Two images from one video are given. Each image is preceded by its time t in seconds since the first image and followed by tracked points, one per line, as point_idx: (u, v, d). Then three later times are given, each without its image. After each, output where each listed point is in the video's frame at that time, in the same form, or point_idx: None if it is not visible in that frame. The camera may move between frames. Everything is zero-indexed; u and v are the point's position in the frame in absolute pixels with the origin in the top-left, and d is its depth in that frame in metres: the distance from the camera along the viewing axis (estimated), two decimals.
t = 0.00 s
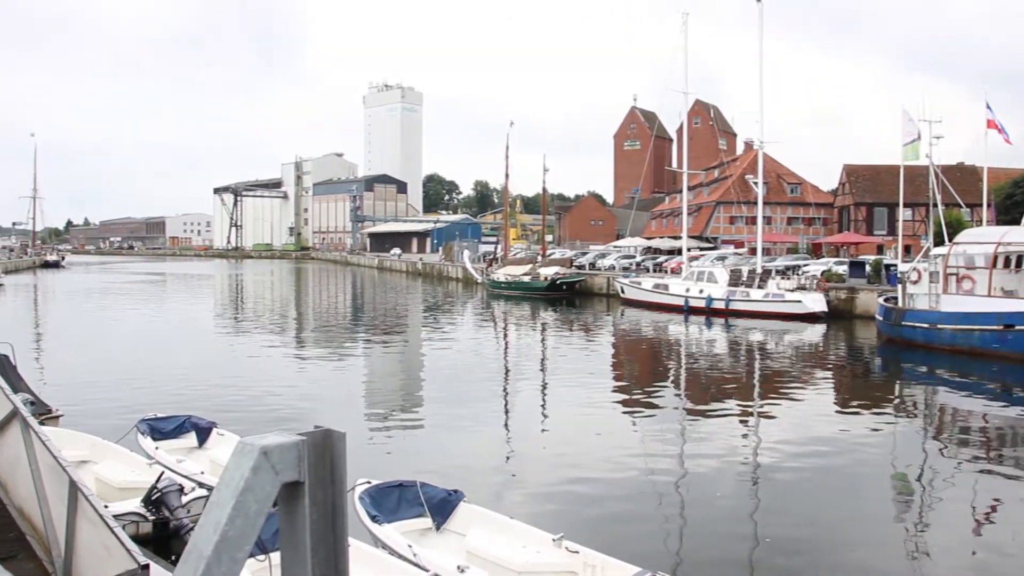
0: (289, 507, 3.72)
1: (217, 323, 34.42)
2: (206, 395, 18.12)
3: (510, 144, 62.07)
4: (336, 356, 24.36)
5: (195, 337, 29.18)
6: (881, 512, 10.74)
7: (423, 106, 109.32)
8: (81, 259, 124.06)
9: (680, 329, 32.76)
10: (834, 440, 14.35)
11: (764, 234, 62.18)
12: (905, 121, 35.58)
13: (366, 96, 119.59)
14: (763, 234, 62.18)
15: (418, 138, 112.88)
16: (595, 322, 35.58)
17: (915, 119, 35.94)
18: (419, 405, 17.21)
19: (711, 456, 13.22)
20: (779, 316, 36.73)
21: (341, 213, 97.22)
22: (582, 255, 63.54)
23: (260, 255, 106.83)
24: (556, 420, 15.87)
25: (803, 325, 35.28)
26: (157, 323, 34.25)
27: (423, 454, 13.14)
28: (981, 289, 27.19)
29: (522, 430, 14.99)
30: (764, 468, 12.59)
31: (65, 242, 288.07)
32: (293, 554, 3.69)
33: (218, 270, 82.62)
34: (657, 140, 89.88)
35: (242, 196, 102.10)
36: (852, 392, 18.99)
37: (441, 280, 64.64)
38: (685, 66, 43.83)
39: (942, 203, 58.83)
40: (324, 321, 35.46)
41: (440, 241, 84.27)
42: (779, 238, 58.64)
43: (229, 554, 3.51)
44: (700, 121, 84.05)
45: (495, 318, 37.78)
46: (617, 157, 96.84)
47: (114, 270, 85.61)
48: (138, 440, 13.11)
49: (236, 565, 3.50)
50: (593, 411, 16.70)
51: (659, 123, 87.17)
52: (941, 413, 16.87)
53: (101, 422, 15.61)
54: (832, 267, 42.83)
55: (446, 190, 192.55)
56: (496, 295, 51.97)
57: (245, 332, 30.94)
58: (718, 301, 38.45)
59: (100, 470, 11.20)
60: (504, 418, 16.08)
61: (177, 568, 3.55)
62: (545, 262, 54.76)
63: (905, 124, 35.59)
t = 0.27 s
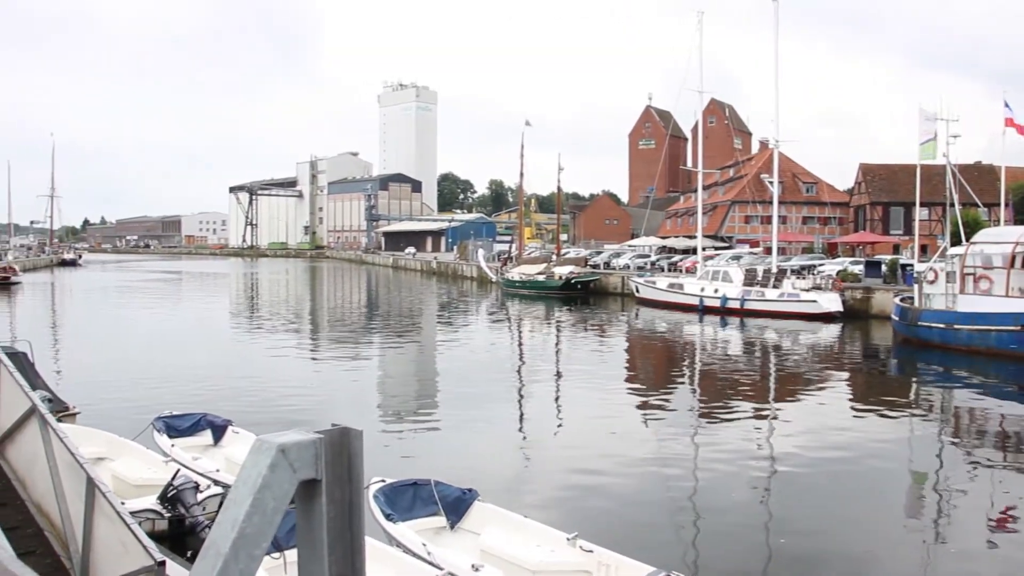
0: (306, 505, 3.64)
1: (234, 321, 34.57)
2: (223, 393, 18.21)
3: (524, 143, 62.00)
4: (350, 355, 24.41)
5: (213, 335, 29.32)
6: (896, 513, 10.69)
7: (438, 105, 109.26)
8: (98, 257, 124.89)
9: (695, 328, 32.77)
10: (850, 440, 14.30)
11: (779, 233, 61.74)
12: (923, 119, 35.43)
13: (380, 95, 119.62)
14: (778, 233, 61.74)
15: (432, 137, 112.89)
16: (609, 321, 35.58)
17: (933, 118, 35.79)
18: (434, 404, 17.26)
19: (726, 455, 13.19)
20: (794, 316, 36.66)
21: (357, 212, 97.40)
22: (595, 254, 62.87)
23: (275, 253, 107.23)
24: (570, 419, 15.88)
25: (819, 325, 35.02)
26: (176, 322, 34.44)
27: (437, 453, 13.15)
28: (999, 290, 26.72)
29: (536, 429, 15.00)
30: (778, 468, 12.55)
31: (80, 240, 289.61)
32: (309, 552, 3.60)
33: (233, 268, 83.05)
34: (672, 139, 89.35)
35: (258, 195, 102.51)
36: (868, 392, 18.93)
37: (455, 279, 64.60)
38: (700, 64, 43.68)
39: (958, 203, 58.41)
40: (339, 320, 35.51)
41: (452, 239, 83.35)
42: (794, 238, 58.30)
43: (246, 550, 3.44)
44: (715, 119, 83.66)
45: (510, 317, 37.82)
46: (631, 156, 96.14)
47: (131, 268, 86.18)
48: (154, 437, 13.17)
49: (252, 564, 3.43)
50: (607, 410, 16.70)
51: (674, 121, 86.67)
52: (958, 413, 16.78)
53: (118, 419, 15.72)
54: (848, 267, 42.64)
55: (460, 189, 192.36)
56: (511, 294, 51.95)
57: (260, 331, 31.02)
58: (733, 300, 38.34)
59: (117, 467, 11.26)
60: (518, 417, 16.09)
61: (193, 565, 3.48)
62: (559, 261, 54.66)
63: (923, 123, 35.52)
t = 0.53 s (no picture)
0: (323, 503, 3.53)
1: (249, 320, 34.67)
2: (238, 391, 18.28)
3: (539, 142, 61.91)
4: (363, 353, 24.44)
5: (232, 334, 29.43)
6: (911, 515, 10.65)
7: (452, 104, 109.17)
8: (114, 255, 125.61)
9: (711, 328, 32.76)
10: (864, 441, 14.28)
11: (795, 233, 61.34)
12: (939, 118, 35.25)
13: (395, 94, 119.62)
14: (794, 233, 61.34)
15: (446, 136, 112.82)
16: (624, 320, 35.54)
17: (950, 117, 35.61)
18: (448, 402, 17.30)
19: (740, 455, 13.17)
20: (810, 316, 36.53)
21: (372, 211, 97.50)
22: (611, 254, 62.10)
23: (291, 253, 107.49)
24: (584, 418, 15.90)
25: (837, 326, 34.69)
26: (194, 320, 34.59)
27: (453, 452, 13.16)
28: (1017, 290, 26.68)
29: (550, 428, 15.03)
30: (792, 469, 12.53)
31: (96, 239, 291.08)
32: (325, 549, 3.49)
33: (249, 267, 83.39)
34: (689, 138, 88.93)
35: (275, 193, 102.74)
36: (884, 392, 18.88)
37: (470, 278, 64.53)
38: (716, 63, 43.52)
39: (976, 202, 57.96)
40: (356, 319, 35.55)
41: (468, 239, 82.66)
42: (810, 238, 57.95)
43: (262, 548, 3.33)
44: (731, 118, 83.24)
45: (525, 316, 37.81)
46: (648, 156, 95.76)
47: (147, 267, 86.65)
48: (170, 434, 13.23)
49: (269, 562, 3.32)
50: (621, 409, 16.70)
51: (689, 121, 86.21)
52: (974, 415, 16.71)
53: (135, 416, 15.81)
54: (864, 267, 42.44)
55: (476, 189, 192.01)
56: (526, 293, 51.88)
57: (276, 329, 31.08)
58: (748, 300, 38.24)
59: (134, 463, 11.30)
60: (532, 416, 16.08)
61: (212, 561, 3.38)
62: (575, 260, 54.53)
63: (940, 122, 35.36)
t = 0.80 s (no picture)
0: (341, 502, 3.33)
1: (265, 318, 34.82)
2: (255, 389, 18.38)
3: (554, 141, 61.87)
4: (378, 352, 24.50)
5: (251, 332, 29.64)
6: (926, 517, 10.60)
7: (468, 103, 109.17)
8: (133, 254, 126.73)
9: (727, 327, 32.76)
10: (880, 442, 14.22)
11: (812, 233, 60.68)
12: (958, 117, 35.04)
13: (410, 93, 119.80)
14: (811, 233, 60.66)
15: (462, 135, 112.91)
16: (639, 320, 35.51)
17: (969, 116, 35.39)
18: (463, 401, 17.33)
19: (755, 456, 13.12)
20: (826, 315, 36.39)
21: (388, 209, 97.65)
22: (627, 254, 61.80)
23: (306, 251, 107.76)
24: (599, 418, 15.91)
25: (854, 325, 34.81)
26: (214, 318, 34.87)
27: (468, 451, 13.19)
28: None
29: (565, 427, 15.05)
30: (807, 470, 12.49)
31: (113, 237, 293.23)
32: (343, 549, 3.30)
33: (264, 265, 83.77)
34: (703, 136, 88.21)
35: (290, 192, 103.05)
36: (901, 393, 18.79)
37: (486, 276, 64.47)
38: (732, 63, 43.45)
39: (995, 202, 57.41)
40: (372, 317, 35.67)
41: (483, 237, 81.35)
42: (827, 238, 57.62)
43: (279, 546, 3.16)
44: (747, 117, 82.60)
45: (540, 315, 37.79)
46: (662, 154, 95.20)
47: (164, 265, 87.41)
48: (187, 432, 13.32)
49: (285, 562, 3.16)
50: (636, 409, 16.70)
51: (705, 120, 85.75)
52: (992, 416, 16.60)
53: (153, 414, 15.95)
54: (881, 267, 42.20)
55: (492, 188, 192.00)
56: (541, 292, 51.85)
57: (293, 328, 31.25)
58: (764, 299, 38.11)
59: (151, 460, 11.38)
60: (547, 415, 16.09)
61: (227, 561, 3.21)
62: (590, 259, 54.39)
63: (958, 121, 35.20)
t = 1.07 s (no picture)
0: (359, 500, 3.16)
1: (281, 317, 34.99)
2: (273, 388, 18.49)
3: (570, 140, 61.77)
4: (395, 351, 24.57)
5: (269, 330, 29.77)
6: (944, 519, 10.54)
7: (484, 102, 109.11)
8: (150, 252, 127.56)
9: (743, 327, 32.66)
10: (897, 443, 14.15)
11: (829, 231, 60.54)
12: (977, 116, 34.80)
13: (426, 91, 119.91)
14: (828, 231, 60.52)
15: (478, 134, 112.87)
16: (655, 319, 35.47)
17: (988, 114, 35.14)
18: (478, 400, 17.35)
19: (772, 457, 13.06)
20: (842, 315, 36.25)
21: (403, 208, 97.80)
22: (643, 253, 61.82)
23: (323, 250, 108.12)
24: (615, 417, 15.91)
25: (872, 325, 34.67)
26: (233, 316, 35.04)
27: (483, 450, 13.19)
28: None
29: (580, 426, 15.06)
30: (823, 470, 12.44)
31: (131, 235, 294.66)
32: (359, 548, 3.12)
33: (280, 264, 84.18)
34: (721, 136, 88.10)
35: (307, 191, 103.34)
36: (919, 393, 18.71)
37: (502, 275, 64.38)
38: (749, 63, 43.25)
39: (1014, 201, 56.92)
40: (388, 316, 35.71)
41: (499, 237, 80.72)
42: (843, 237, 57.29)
43: (298, 545, 2.98)
44: (764, 117, 82.44)
45: (556, 314, 37.79)
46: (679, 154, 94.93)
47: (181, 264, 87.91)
48: (204, 430, 13.39)
49: (302, 563, 2.99)
50: (652, 408, 16.70)
51: (722, 119, 85.27)
52: (1011, 417, 16.50)
53: (172, 411, 16.05)
54: (898, 266, 41.96)
55: (508, 187, 191.57)
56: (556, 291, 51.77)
57: (309, 326, 31.34)
58: (781, 298, 37.97)
59: (167, 458, 11.44)
60: (562, 414, 16.11)
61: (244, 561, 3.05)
62: (606, 258, 54.32)
63: (976, 120, 34.97)
